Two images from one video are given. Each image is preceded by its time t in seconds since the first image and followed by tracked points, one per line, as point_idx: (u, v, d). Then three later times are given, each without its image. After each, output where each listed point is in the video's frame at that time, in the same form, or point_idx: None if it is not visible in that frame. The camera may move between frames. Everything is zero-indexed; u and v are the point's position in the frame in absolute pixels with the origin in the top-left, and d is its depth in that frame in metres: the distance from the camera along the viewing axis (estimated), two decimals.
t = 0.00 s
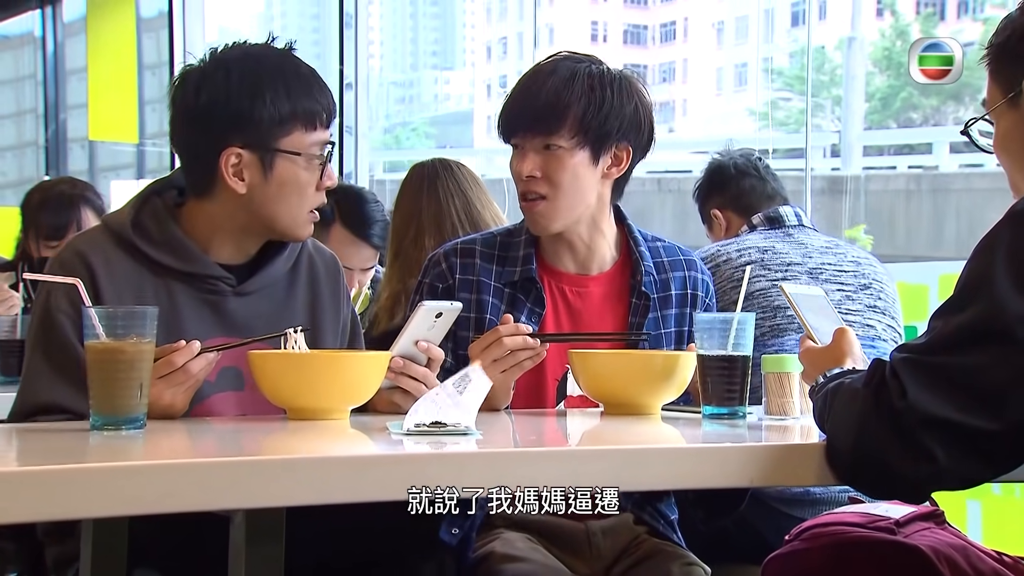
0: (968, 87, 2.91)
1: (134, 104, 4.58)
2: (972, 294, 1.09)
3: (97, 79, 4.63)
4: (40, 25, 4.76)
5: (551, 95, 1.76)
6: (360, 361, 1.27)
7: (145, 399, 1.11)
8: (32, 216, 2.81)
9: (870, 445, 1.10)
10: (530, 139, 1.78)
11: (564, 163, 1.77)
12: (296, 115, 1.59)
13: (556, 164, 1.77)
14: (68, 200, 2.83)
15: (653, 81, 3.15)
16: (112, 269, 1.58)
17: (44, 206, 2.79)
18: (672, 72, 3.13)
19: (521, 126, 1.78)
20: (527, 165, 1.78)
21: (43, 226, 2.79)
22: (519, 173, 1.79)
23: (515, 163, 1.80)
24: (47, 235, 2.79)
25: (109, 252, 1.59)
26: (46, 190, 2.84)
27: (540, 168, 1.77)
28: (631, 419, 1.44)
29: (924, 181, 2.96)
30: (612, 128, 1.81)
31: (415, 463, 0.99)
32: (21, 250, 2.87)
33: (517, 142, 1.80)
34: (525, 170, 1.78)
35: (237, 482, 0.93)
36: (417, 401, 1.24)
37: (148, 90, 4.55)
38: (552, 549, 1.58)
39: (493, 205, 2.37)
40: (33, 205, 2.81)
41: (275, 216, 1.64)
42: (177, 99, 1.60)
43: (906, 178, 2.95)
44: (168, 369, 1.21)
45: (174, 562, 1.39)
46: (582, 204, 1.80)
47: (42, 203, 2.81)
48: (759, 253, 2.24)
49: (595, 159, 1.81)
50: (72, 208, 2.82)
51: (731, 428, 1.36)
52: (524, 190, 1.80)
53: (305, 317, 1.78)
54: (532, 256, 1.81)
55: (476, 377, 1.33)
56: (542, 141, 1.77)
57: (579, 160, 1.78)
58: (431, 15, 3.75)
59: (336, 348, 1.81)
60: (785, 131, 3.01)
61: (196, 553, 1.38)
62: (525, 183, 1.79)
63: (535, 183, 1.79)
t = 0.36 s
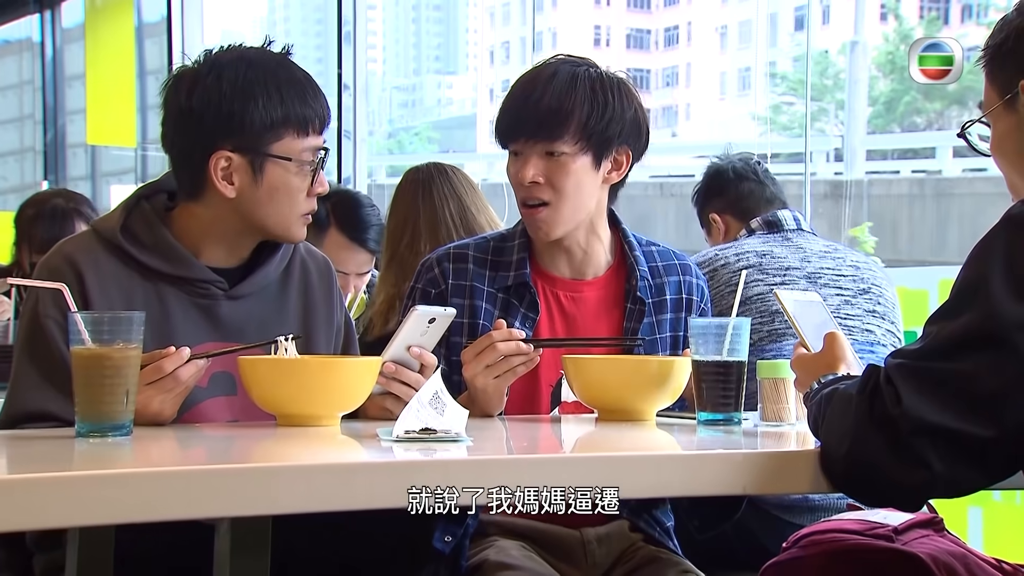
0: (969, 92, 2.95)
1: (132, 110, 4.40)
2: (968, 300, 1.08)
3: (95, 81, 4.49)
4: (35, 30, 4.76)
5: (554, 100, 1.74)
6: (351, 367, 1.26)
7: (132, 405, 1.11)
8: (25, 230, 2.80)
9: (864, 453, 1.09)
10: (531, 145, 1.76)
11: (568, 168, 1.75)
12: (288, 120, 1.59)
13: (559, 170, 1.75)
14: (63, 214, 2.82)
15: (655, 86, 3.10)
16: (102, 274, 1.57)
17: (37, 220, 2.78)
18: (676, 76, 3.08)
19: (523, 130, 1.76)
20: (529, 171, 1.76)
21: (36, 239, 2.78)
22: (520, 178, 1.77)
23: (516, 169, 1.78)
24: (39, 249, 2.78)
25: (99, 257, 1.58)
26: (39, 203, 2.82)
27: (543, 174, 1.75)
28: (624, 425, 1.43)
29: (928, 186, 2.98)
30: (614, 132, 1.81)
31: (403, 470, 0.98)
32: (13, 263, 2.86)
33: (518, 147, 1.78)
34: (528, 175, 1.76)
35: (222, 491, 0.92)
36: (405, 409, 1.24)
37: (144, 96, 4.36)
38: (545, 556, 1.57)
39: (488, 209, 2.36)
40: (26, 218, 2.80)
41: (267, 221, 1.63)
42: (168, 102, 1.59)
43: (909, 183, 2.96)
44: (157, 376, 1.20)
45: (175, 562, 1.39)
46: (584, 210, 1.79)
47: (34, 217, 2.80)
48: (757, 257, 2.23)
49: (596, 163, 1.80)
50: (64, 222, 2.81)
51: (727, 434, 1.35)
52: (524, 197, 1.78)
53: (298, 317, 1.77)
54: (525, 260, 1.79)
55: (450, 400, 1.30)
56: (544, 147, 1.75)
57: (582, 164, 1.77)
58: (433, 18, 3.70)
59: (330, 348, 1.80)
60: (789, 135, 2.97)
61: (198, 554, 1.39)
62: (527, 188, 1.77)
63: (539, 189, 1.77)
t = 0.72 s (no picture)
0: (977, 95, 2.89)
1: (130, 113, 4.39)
2: (965, 304, 1.06)
3: (96, 84, 4.45)
4: (35, 35, 4.72)
5: (555, 105, 1.73)
6: (344, 373, 1.26)
7: (120, 411, 1.10)
8: (20, 239, 2.79)
9: (860, 459, 1.07)
10: (533, 151, 1.74)
11: (571, 173, 1.74)
12: (279, 121, 1.58)
13: (562, 176, 1.74)
14: (59, 224, 2.82)
15: (659, 90, 3.08)
16: (93, 277, 1.57)
17: (33, 230, 2.78)
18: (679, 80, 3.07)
19: (525, 136, 1.74)
20: (531, 177, 1.74)
21: (31, 248, 2.77)
22: (523, 184, 1.75)
23: (519, 176, 1.76)
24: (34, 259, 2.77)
25: (90, 260, 1.58)
26: (34, 212, 2.82)
27: (546, 180, 1.74)
28: (620, 431, 1.42)
29: (932, 189, 2.95)
30: (615, 136, 1.80)
31: (394, 477, 0.96)
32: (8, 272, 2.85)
33: (521, 153, 1.76)
34: (530, 183, 1.74)
35: (209, 499, 0.90)
36: (396, 415, 1.23)
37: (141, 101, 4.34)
38: (540, 564, 1.55)
39: (485, 213, 2.35)
40: (22, 227, 2.79)
41: (257, 223, 1.62)
42: (159, 104, 1.60)
43: (914, 187, 2.94)
44: (147, 381, 1.19)
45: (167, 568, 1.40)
46: (586, 215, 1.78)
47: (30, 226, 2.79)
48: (756, 261, 2.22)
49: (597, 167, 1.79)
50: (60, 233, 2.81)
51: (723, 440, 1.33)
52: (527, 205, 1.77)
53: (291, 322, 1.77)
54: (519, 263, 1.78)
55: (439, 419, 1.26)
56: (546, 153, 1.74)
57: (584, 169, 1.76)
58: (436, 23, 3.70)
59: (324, 353, 1.79)
60: (793, 139, 2.92)
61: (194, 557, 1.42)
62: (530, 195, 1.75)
63: (542, 196, 1.75)
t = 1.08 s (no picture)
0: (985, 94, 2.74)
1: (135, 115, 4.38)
2: (966, 307, 1.05)
3: (101, 86, 4.38)
4: (39, 38, 4.59)
5: (582, 118, 1.67)
6: (340, 376, 1.25)
7: (114, 415, 1.09)
8: (22, 242, 2.79)
9: (860, 461, 1.06)
10: (559, 165, 1.68)
11: (597, 187, 1.70)
12: (229, 112, 1.56)
13: (591, 192, 1.70)
14: (59, 229, 2.82)
15: (665, 91, 3.12)
16: (90, 279, 1.57)
17: (34, 234, 2.78)
18: (685, 82, 3.10)
19: (554, 153, 1.67)
20: (563, 195, 1.69)
21: (31, 252, 2.77)
22: (550, 200, 1.70)
23: (545, 192, 1.70)
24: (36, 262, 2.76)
25: (88, 262, 1.59)
26: (35, 218, 2.82)
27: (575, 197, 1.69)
28: (621, 434, 1.40)
29: (939, 192, 2.88)
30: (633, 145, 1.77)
31: (389, 482, 0.95)
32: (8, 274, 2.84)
33: (546, 169, 1.69)
34: (560, 200, 1.69)
35: (199, 505, 0.89)
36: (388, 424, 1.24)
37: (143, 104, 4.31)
38: (540, 568, 1.53)
39: (486, 214, 2.35)
40: (24, 231, 2.80)
41: (222, 220, 1.60)
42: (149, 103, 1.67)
43: (921, 189, 2.88)
44: (141, 385, 1.19)
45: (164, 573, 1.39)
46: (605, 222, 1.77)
47: (32, 231, 2.79)
48: (759, 263, 2.21)
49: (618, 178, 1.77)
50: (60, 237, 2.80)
51: (724, 443, 1.32)
52: (551, 220, 1.71)
53: (292, 326, 1.76)
54: (522, 262, 1.77)
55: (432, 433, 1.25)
56: (573, 167, 1.68)
57: (608, 181, 1.72)
58: (443, 25, 3.68)
59: (325, 359, 1.77)
60: (802, 141, 2.92)
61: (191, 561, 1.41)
62: (555, 211, 1.70)
63: (570, 213, 1.70)
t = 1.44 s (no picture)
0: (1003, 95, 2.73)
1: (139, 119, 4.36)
2: (970, 310, 1.03)
3: (107, 90, 4.38)
4: (46, 40, 4.63)
5: (619, 137, 1.65)
6: (340, 378, 1.24)
7: (112, 418, 1.09)
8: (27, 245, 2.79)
9: (866, 465, 1.04)
10: (593, 185, 1.65)
11: (626, 207, 1.68)
12: (212, 109, 1.55)
13: (620, 210, 1.67)
14: (63, 232, 2.82)
15: (676, 93, 3.06)
16: (93, 278, 1.57)
17: (37, 237, 2.78)
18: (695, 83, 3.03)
19: (589, 173, 1.64)
20: (596, 217, 1.65)
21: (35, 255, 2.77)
22: (580, 220, 1.66)
23: (577, 212, 1.66)
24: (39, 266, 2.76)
25: (92, 260, 1.59)
26: (39, 221, 2.82)
27: (606, 216, 1.66)
28: (624, 437, 1.39)
29: (950, 192, 2.88)
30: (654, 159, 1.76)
31: (385, 486, 0.94)
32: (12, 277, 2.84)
33: (578, 189, 1.66)
34: (592, 220, 1.65)
35: (193, 510, 0.88)
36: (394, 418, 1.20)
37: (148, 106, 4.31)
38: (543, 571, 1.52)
39: (490, 216, 2.35)
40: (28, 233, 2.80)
41: (209, 220, 1.58)
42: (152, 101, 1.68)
43: (933, 190, 2.88)
44: (142, 387, 1.19)
45: None
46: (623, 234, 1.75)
47: (36, 234, 2.79)
48: (766, 265, 2.20)
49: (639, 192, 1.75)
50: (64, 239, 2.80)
51: (727, 446, 1.31)
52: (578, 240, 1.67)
53: (299, 329, 1.75)
54: (524, 276, 1.76)
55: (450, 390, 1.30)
56: (607, 186, 1.65)
57: (635, 200, 1.70)
58: (452, 26, 3.67)
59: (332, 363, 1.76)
60: (815, 142, 2.90)
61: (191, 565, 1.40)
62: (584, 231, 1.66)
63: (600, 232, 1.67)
